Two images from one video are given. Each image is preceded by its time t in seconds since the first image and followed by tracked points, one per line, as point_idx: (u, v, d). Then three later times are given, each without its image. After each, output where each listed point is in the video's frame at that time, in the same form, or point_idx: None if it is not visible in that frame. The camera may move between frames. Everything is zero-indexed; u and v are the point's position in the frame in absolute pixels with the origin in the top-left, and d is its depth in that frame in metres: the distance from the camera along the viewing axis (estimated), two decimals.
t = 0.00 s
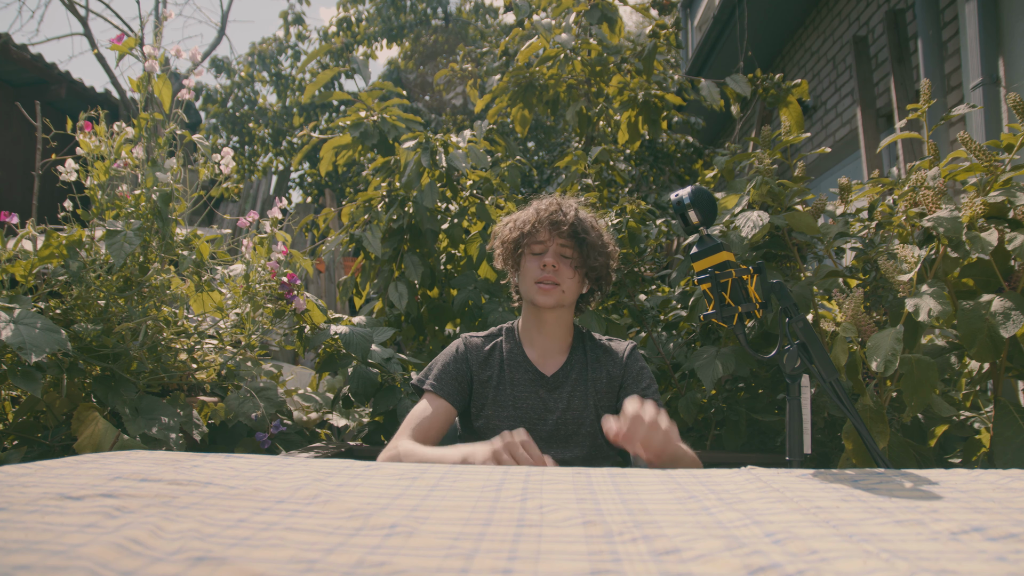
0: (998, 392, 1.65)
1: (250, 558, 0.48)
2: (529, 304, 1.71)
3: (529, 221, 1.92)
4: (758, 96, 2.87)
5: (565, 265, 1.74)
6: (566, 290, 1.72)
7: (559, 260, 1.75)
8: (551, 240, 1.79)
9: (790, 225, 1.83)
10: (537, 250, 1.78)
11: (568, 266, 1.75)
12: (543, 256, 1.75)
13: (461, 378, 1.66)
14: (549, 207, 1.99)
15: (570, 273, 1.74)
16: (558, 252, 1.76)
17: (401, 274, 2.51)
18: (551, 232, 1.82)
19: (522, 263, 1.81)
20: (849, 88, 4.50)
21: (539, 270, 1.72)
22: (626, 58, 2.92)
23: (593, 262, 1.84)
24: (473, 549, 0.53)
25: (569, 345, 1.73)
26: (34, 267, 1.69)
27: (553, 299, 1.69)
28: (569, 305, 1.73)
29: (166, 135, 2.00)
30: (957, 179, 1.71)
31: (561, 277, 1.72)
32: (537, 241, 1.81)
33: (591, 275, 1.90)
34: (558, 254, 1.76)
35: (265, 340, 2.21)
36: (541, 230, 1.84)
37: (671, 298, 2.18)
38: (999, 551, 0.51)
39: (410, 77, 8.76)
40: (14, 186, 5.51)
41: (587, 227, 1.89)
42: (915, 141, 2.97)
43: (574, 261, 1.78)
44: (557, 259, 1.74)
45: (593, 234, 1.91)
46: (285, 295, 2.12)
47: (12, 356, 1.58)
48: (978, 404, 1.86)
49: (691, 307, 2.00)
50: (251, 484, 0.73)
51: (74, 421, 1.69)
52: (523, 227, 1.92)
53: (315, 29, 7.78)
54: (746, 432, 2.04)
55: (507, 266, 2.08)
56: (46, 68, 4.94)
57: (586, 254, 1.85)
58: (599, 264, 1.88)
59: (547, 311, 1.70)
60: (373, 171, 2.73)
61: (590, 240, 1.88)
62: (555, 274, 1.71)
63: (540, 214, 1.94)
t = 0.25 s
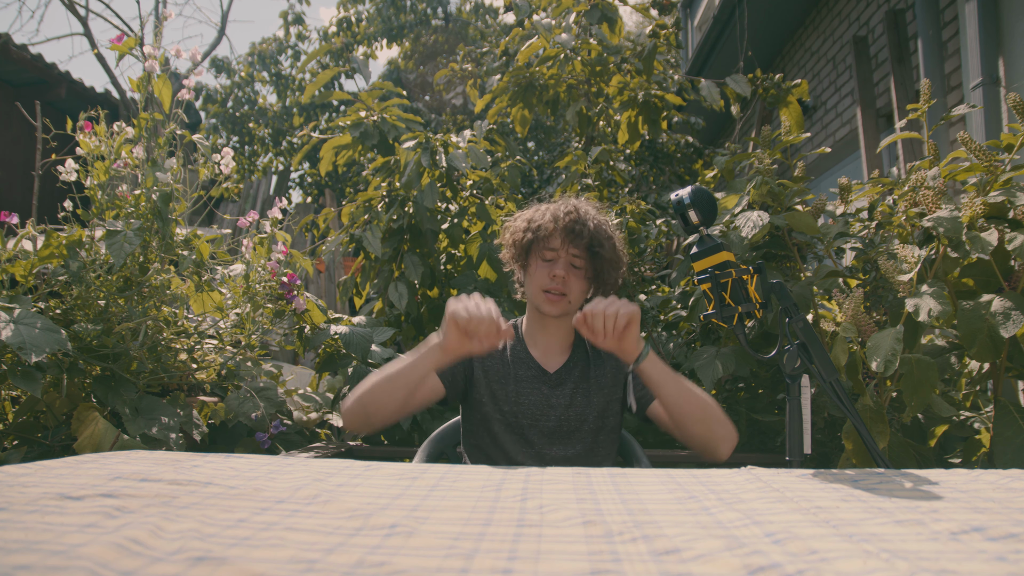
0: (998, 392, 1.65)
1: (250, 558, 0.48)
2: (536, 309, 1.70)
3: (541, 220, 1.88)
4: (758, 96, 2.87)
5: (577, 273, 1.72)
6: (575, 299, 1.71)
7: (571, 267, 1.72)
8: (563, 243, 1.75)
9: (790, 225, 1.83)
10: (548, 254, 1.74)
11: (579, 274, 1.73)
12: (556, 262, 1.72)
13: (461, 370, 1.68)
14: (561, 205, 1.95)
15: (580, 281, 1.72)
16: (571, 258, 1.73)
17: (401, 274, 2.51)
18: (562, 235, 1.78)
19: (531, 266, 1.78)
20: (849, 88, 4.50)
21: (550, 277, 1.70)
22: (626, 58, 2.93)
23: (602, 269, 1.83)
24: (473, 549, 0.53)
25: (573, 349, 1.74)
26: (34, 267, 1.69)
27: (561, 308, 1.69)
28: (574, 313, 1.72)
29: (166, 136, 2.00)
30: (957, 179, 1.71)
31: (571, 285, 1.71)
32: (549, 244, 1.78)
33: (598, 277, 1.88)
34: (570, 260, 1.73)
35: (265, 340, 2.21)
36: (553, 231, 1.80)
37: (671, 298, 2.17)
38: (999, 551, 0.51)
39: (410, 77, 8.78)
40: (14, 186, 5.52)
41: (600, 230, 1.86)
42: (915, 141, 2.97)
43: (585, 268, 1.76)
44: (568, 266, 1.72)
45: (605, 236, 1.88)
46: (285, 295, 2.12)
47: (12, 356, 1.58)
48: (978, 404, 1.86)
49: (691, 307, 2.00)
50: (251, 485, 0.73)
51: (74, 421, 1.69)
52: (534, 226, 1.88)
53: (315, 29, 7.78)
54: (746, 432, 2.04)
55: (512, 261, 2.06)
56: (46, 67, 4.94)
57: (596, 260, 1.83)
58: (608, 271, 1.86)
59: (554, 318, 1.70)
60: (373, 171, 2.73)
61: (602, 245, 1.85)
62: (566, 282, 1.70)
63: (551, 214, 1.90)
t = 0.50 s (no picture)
0: (998, 392, 1.64)
1: (249, 558, 0.48)
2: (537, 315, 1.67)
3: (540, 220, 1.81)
4: (758, 96, 2.87)
5: (578, 279, 1.68)
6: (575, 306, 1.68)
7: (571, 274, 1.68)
8: (563, 247, 1.69)
9: (790, 225, 1.83)
10: (547, 260, 1.69)
11: (580, 280, 1.69)
12: (556, 268, 1.67)
13: (460, 360, 1.69)
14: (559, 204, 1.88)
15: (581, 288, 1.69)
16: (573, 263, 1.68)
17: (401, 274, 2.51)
18: (562, 239, 1.71)
19: (529, 270, 1.73)
20: (849, 88, 4.50)
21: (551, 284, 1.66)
22: (626, 58, 2.92)
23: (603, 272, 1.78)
24: (473, 549, 0.53)
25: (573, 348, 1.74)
26: (34, 267, 1.69)
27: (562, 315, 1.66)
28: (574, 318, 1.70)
29: (166, 136, 2.00)
30: (957, 179, 1.71)
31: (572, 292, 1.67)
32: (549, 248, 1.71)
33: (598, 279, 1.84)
34: (571, 267, 1.68)
35: (265, 340, 2.21)
36: (552, 234, 1.73)
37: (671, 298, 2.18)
38: (998, 551, 0.51)
39: (410, 77, 8.78)
40: (13, 186, 5.52)
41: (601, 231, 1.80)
42: (915, 141, 2.97)
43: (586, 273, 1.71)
44: (569, 273, 1.67)
45: (605, 237, 1.83)
46: (285, 295, 2.12)
47: (12, 356, 1.58)
48: (978, 404, 1.86)
49: (691, 307, 2.00)
50: (251, 485, 0.73)
51: (75, 421, 1.69)
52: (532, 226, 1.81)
53: (315, 29, 7.78)
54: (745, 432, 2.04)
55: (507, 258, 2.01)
56: (46, 68, 4.94)
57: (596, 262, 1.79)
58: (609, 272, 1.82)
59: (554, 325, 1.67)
60: (373, 171, 2.73)
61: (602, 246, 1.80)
62: (568, 289, 1.66)
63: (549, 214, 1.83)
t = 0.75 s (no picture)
0: (998, 392, 1.64)
1: (249, 558, 0.48)
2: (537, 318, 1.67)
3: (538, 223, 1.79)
4: (758, 96, 2.87)
5: (578, 282, 1.68)
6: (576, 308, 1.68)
7: (572, 277, 1.67)
8: (563, 251, 1.69)
9: (790, 225, 1.83)
10: (547, 264, 1.68)
11: (581, 283, 1.69)
12: (557, 272, 1.66)
13: (460, 359, 1.70)
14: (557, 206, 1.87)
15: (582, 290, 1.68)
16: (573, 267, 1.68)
17: (401, 274, 2.51)
18: (562, 242, 1.70)
19: (529, 273, 1.72)
20: (849, 88, 4.51)
21: (552, 288, 1.65)
22: (626, 58, 2.92)
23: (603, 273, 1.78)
24: (473, 549, 0.53)
25: (574, 344, 1.73)
26: (34, 267, 1.69)
27: (563, 318, 1.66)
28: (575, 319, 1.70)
29: (166, 136, 2.00)
30: (957, 179, 1.71)
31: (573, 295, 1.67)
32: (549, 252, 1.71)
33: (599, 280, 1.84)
34: (572, 270, 1.68)
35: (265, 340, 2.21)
36: (552, 237, 1.72)
37: (671, 298, 2.18)
38: (998, 551, 0.51)
39: (410, 77, 8.79)
40: (13, 186, 5.52)
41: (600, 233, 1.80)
42: (915, 141, 2.98)
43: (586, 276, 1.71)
44: (570, 276, 1.67)
45: (605, 238, 1.82)
46: (285, 295, 2.12)
47: (12, 356, 1.58)
48: (978, 404, 1.86)
49: (691, 307, 2.00)
50: (251, 485, 0.73)
51: (75, 421, 1.69)
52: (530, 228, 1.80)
53: (315, 29, 7.78)
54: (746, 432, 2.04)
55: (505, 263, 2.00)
56: (46, 68, 4.94)
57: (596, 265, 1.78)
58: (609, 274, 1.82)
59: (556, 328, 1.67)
60: (373, 171, 2.73)
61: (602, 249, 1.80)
62: (569, 292, 1.65)
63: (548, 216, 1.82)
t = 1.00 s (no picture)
0: (998, 391, 1.64)
1: (249, 558, 0.48)
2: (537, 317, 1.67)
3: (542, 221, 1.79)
4: (758, 96, 2.87)
5: (579, 282, 1.68)
6: (577, 309, 1.68)
7: (573, 277, 1.68)
8: (565, 251, 1.69)
9: (790, 225, 1.83)
10: (549, 264, 1.68)
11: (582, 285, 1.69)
12: (558, 272, 1.66)
13: (459, 359, 1.70)
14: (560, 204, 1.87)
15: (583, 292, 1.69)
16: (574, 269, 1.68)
17: (401, 274, 2.51)
18: (564, 243, 1.70)
19: (530, 273, 1.72)
20: (849, 88, 4.51)
21: (553, 288, 1.65)
22: (626, 58, 2.93)
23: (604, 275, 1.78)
24: (473, 549, 0.53)
25: (574, 344, 1.73)
26: (34, 267, 1.70)
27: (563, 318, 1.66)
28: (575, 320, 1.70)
29: (166, 136, 2.00)
30: (956, 179, 1.71)
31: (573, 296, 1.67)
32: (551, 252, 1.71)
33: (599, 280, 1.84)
34: (574, 270, 1.68)
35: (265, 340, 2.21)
36: (554, 237, 1.72)
37: (671, 298, 2.18)
38: (999, 551, 0.51)
39: (410, 77, 8.81)
40: (14, 186, 5.52)
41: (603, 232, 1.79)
42: (915, 141, 2.98)
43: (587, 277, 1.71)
44: (571, 277, 1.67)
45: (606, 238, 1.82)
46: (285, 295, 2.12)
47: (12, 356, 1.58)
48: (978, 404, 1.86)
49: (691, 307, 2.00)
50: (251, 485, 0.73)
51: (75, 421, 1.69)
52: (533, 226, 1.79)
53: (315, 29, 7.78)
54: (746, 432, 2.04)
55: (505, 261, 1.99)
56: (46, 68, 4.94)
57: (597, 265, 1.79)
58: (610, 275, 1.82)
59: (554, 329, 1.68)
60: (373, 171, 2.73)
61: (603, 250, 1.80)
62: (570, 293, 1.66)
63: (551, 215, 1.82)
